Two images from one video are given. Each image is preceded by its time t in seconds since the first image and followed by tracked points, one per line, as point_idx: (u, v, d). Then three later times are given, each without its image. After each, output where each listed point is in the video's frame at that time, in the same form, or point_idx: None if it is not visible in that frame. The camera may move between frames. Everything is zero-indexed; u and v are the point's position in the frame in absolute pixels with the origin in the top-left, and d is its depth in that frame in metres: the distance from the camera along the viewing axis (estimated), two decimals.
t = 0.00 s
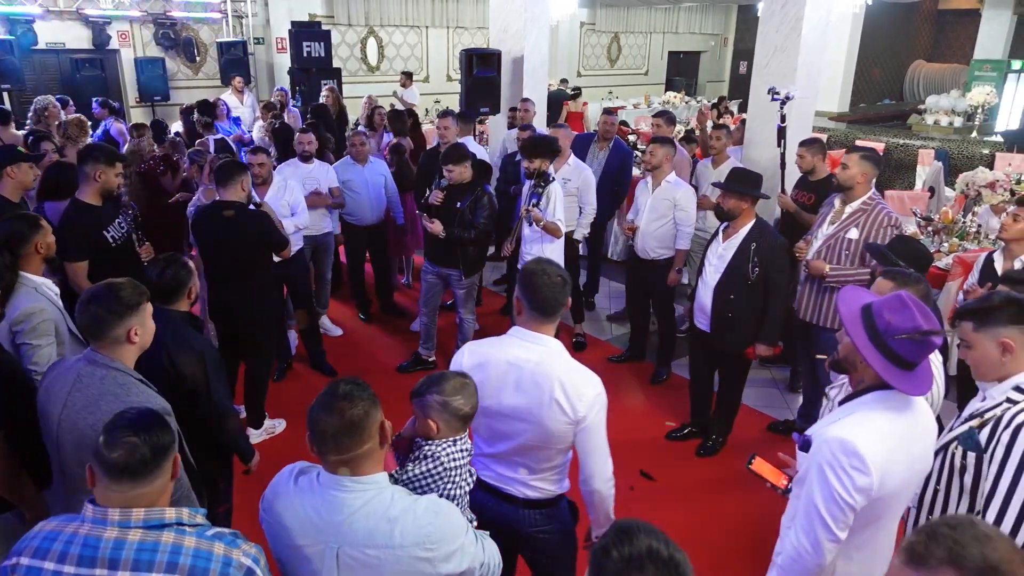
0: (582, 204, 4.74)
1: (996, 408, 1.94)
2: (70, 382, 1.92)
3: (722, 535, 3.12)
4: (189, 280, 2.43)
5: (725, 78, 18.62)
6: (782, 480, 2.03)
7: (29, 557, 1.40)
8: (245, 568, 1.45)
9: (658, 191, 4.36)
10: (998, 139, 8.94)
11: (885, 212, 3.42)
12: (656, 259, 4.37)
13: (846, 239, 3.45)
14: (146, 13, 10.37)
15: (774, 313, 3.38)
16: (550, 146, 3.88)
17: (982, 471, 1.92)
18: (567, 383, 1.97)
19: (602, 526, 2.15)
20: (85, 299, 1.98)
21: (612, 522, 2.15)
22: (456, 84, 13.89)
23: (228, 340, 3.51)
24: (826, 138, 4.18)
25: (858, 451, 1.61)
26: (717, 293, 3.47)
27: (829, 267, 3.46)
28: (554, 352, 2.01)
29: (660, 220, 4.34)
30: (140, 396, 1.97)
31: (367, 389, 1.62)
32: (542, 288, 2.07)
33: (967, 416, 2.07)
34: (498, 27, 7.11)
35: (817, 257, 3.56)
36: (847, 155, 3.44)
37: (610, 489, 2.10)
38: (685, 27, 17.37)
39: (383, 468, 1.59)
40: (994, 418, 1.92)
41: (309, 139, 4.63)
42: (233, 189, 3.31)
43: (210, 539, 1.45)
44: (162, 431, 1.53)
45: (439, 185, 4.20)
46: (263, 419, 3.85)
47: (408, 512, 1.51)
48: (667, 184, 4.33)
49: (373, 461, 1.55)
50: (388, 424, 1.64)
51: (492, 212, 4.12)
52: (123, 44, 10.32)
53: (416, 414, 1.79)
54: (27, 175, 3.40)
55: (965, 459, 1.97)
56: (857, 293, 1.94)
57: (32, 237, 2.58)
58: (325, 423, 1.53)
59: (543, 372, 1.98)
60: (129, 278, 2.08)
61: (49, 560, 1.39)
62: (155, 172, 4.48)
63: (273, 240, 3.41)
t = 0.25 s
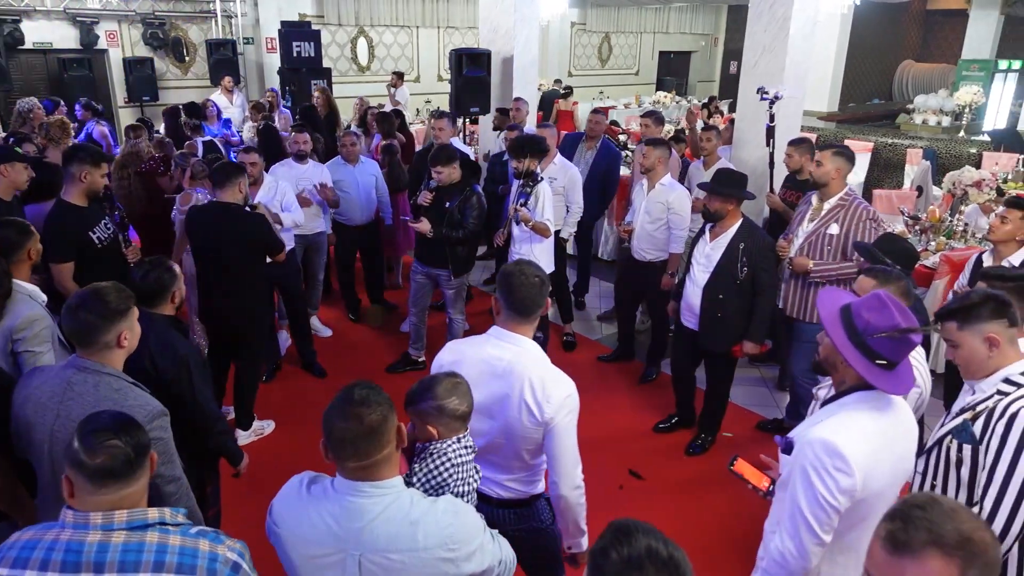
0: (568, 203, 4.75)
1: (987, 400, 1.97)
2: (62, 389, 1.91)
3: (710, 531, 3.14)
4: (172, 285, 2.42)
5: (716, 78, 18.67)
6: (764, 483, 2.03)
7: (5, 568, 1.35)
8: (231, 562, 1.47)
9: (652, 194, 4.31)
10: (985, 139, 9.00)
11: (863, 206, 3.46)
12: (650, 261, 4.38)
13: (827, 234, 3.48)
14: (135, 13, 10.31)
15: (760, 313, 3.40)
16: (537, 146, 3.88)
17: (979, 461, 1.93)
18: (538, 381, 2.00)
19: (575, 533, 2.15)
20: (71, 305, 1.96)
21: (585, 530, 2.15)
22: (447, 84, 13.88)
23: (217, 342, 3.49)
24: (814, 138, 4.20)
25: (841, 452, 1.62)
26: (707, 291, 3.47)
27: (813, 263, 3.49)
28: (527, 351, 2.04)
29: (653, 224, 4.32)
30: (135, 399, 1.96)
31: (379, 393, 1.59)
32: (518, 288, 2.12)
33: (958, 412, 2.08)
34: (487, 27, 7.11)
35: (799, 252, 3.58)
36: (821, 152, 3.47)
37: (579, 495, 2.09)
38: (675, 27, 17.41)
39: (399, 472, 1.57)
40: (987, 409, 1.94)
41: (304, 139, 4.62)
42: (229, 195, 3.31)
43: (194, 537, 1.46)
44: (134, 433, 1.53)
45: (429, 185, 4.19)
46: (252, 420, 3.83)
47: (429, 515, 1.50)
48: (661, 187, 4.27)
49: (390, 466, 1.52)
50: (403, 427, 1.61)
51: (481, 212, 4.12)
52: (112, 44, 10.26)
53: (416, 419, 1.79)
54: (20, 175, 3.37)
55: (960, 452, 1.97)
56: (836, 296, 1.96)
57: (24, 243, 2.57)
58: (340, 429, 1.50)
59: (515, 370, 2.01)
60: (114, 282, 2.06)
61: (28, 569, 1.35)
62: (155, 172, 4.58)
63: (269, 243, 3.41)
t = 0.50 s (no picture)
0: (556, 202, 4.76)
1: (986, 405, 1.92)
2: (41, 394, 1.89)
3: (697, 530, 3.16)
4: (150, 283, 2.42)
5: (705, 78, 18.74)
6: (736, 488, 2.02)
7: None
8: (191, 559, 1.47)
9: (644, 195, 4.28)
10: (971, 138, 9.07)
11: (844, 202, 3.49)
12: (640, 261, 4.39)
13: (811, 230, 3.51)
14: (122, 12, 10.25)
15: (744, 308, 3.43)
16: (519, 146, 3.87)
17: (974, 468, 1.90)
18: (519, 377, 2.00)
19: (552, 540, 2.11)
20: (46, 307, 1.96)
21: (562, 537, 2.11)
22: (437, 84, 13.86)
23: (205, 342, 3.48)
24: (800, 139, 4.22)
25: (795, 465, 1.62)
26: (690, 287, 3.48)
27: (799, 260, 3.49)
28: (511, 348, 2.05)
29: (643, 224, 4.32)
30: (114, 401, 1.93)
31: (386, 398, 1.57)
32: (506, 285, 2.13)
33: (953, 415, 2.02)
34: (476, 27, 7.11)
35: (784, 249, 3.60)
36: (801, 151, 3.51)
37: (555, 498, 2.06)
38: (665, 27, 17.46)
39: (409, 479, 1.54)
40: (987, 414, 1.89)
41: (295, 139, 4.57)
42: (218, 198, 3.32)
43: (154, 535, 1.45)
44: (90, 434, 1.50)
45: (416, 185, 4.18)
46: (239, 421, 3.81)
47: (445, 519, 1.49)
48: (654, 188, 4.24)
49: (403, 473, 1.50)
50: (410, 433, 1.61)
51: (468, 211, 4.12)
52: (99, 44, 10.20)
53: (424, 428, 1.77)
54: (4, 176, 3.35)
55: (958, 456, 1.93)
56: (808, 303, 1.96)
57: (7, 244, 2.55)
58: (352, 437, 1.47)
59: (498, 366, 2.01)
60: (90, 283, 2.05)
61: None
62: (147, 172, 4.58)
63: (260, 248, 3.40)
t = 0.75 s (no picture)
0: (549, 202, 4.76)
1: (985, 413, 1.88)
2: (26, 394, 1.89)
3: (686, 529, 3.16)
4: (132, 276, 2.46)
5: (696, 78, 18.79)
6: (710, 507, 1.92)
7: None
8: (136, 558, 1.47)
9: (634, 196, 4.32)
10: (959, 138, 9.13)
11: (830, 200, 3.50)
12: (627, 261, 4.38)
13: (799, 229, 3.53)
14: (110, 12, 10.19)
15: (724, 302, 3.48)
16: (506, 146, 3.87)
17: (971, 475, 1.86)
18: (499, 376, 2.00)
19: (532, 541, 2.10)
20: (36, 310, 1.94)
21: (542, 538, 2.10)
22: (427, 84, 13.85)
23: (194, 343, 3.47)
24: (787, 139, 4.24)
25: (752, 482, 1.53)
26: (673, 286, 3.50)
27: (789, 258, 3.49)
28: (494, 347, 2.06)
29: (632, 224, 4.33)
30: (100, 407, 1.89)
31: (382, 404, 1.56)
32: (492, 283, 2.14)
33: (951, 420, 2.00)
34: (465, 27, 7.11)
35: (773, 248, 3.61)
36: (787, 150, 3.53)
37: (532, 499, 2.05)
38: (655, 27, 17.50)
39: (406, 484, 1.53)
40: (985, 422, 1.86)
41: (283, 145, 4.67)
42: (207, 199, 3.31)
43: (99, 532, 1.45)
44: (42, 431, 1.49)
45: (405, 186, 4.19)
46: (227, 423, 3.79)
47: (447, 520, 1.49)
48: (644, 189, 4.29)
49: (403, 478, 1.49)
50: (408, 437, 1.61)
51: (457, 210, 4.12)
52: (87, 45, 10.14)
53: (425, 431, 1.75)
54: None
55: (954, 463, 1.91)
56: (774, 316, 1.90)
57: None
58: (350, 445, 1.45)
59: (479, 364, 2.02)
60: (81, 287, 2.04)
61: None
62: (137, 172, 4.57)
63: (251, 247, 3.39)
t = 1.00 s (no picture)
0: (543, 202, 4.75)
1: (977, 425, 1.88)
2: None
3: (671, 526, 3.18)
4: (114, 275, 2.45)
5: (685, 77, 18.84)
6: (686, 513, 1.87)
7: None
8: (67, 565, 1.49)
9: (620, 196, 4.33)
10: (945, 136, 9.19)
11: (818, 200, 3.54)
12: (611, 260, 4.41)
13: (789, 230, 3.55)
14: (96, 12, 10.12)
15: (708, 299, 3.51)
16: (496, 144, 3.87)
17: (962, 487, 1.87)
18: (485, 379, 2.00)
19: (513, 546, 2.11)
20: (7, 304, 1.93)
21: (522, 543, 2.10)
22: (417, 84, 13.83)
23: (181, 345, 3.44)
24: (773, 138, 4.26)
25: (700, 487, 1.52)
26: (660, 283, 3.50)
27: (782, 259, 3.51)
28: (480, 350, 2.05)
29: (617, 224, 4.35)
30: (67, 404, 1.86)
31: (366, 404, 1.54)
32: (477, 287, 2.14)
33: (948, 430, 2.01)
34: (454, 26, 7.10)
35: (763, 249, 3.62)
36: (773, 151, 3.55)
37: (518, 502, 2.05)
38: (644, 26, 17.54)
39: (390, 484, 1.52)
40: (976, 435, 1.85)
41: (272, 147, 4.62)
42: (194, 202, 3.30)
43: (34, 535, 1.47)
44: None
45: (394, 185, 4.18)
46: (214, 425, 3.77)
47: (432, 520, 1.49)
48: (630, 189, 4.30)
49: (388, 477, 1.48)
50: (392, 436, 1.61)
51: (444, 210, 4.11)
52: (72, 44, 10.06)
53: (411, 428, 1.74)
54: None
55: (945, 476, 1.93)
56: (740, 321, 1.89)
57: None
58: (333, 445, 1.44)
59: (465, 367, 2.02)
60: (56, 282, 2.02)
61: None
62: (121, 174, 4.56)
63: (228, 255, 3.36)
